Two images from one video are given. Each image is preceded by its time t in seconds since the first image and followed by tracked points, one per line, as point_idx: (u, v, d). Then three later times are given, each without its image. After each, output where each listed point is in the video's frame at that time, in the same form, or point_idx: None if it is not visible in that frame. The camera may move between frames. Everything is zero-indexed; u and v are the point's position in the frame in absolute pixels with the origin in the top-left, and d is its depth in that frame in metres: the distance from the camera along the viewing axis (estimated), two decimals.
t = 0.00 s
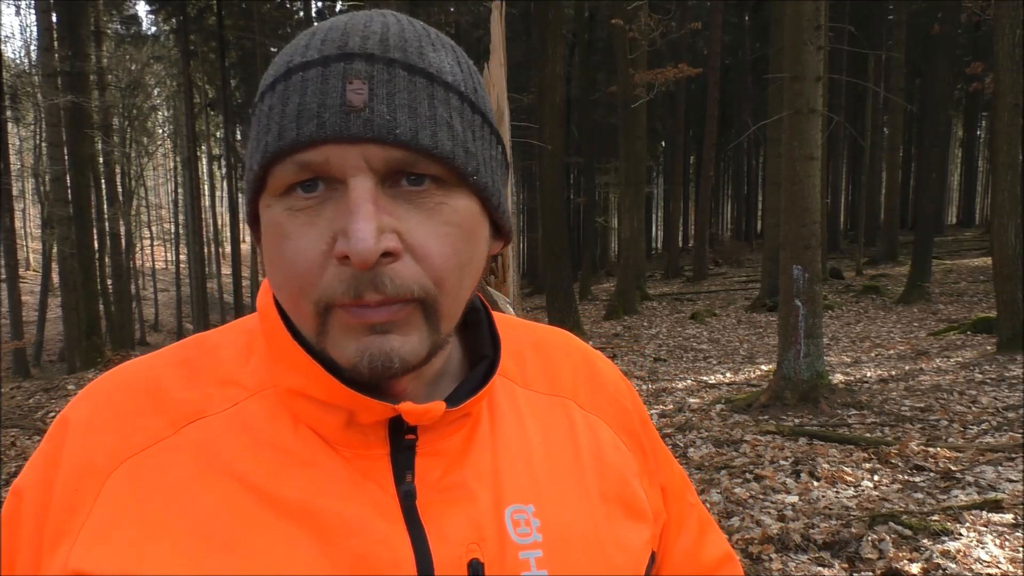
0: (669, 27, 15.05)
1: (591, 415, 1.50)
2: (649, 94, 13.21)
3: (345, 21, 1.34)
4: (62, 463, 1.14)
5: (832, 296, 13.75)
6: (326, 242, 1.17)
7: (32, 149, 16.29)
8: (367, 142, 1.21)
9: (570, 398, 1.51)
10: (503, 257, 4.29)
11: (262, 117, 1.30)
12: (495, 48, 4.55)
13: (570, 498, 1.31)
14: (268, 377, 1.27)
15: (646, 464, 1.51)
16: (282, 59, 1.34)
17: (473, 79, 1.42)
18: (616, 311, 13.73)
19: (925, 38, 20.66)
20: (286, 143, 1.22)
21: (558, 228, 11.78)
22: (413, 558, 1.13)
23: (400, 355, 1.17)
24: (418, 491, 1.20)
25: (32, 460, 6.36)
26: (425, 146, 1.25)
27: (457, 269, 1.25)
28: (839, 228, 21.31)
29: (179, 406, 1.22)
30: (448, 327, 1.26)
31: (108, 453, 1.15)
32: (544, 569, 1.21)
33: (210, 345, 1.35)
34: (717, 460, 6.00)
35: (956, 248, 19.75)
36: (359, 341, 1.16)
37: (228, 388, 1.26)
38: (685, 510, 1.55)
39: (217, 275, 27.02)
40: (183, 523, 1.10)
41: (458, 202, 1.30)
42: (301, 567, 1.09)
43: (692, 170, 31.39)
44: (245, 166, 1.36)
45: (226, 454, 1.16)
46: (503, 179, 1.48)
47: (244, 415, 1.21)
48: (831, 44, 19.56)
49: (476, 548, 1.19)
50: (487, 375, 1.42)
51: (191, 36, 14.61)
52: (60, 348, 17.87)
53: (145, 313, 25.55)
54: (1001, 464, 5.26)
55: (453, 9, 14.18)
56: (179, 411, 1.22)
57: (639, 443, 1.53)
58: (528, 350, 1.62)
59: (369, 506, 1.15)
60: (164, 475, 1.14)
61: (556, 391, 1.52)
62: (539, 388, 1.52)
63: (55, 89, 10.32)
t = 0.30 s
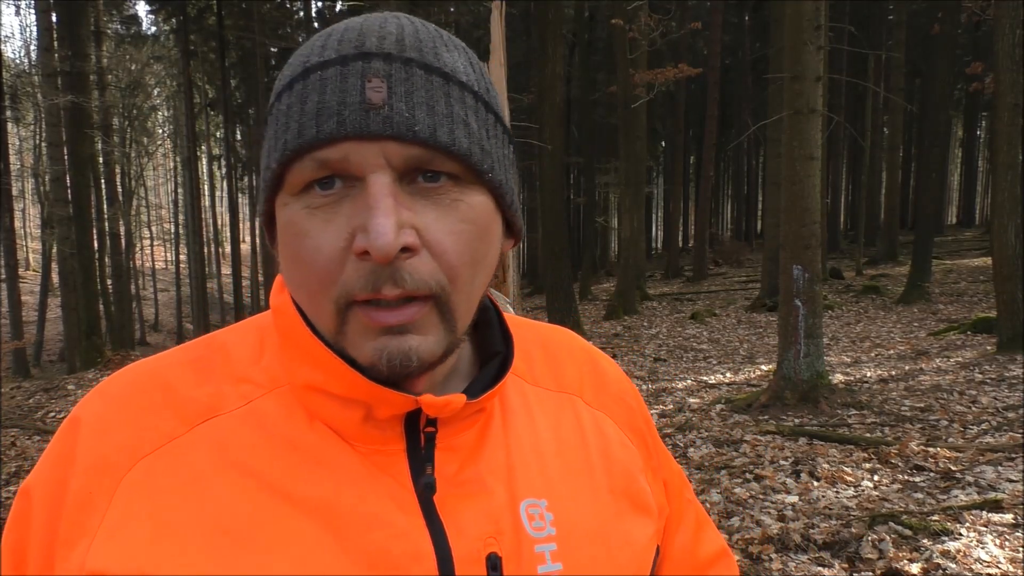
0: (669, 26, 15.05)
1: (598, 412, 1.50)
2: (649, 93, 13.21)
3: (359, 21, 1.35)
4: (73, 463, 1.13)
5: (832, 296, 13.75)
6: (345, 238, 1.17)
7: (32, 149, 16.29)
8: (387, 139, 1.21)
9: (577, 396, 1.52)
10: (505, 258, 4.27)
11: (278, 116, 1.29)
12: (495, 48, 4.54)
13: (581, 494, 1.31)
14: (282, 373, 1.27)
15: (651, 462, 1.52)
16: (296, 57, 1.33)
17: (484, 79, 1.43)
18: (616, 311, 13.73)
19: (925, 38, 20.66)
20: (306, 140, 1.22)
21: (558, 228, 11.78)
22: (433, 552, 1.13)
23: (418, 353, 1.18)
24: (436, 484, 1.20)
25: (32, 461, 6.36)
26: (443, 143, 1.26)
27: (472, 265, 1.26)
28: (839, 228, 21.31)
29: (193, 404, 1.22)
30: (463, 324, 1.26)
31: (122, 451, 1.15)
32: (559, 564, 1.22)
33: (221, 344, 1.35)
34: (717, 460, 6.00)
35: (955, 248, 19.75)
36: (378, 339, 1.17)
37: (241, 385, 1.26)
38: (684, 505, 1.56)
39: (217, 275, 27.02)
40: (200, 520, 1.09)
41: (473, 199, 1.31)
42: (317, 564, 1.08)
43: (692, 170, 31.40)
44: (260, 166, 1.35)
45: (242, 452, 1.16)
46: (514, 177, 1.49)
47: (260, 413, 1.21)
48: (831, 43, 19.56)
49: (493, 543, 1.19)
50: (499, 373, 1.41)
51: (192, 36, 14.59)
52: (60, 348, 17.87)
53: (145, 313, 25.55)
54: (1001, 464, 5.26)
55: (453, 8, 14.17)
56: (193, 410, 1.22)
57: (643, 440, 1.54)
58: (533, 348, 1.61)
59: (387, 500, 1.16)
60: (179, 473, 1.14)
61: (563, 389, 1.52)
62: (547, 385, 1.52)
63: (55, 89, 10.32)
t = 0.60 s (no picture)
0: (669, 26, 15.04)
1: (608, 410, 1.49)
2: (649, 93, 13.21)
3: (319, 31, 1.30)
4: (83, 472, 1.14)
5: (832, 296, 13.75)
6: (328, 262, 1.17)
7: (32, 149, 16.30)
8: (358, 162, 1.20)
9: (586, 394, 1.51)
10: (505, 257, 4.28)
11: (251, 142, 1.28)
12: (495, 48, 4.54)
13: (591, 493, 1.31)
14: (286, 376, 1.27)
15: (661, 460, 1.51)
16: (262, 77, 1.30)
17: (457, 71, 1.38)
18: (616, 311, 13.73)
19: (925, 38, 20.65)
20: (276, 171, 1.22)
21: (558, 228, 11.78)
22: (439, 557, 1.13)
23: (416, 365, 1.17)
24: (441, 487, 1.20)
25: (32, 461, 6.36)
26: (415, 157, 1.23)
27: (464, 269, 1.25)
28: (839, 228, 21.31)
29: (198, 409, 1.22)
30: (460, 330, 1.26)
31: (130, 458, 1.15)
32: (566, 567, 1.21)
33: (227, 347, 1.35)
34: (717, 460, 6.00)
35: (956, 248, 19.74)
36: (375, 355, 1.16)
37: (245, 389, 1.26)
38: (697, 505, 1.55)
39: (217, 275, 27.02)
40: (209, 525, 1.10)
41: (455, 205, 1.29)
42: (328, 565, 1.09)
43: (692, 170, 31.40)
44: (240, 191, 1.35)
45: (249, 455, 1.17)
46: (500, 168, 1.46)
47: (264, 417, 1.22)
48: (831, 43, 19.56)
49: (499, 546, 1.19)
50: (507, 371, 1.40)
51: (191, 36, 14.59)
52: (60, 348, 17.89)
53: (146, 313, 25.56)
54: (1001, 464, 5.26)
55: (453, 9, 14.18)
56: (199, 414, 1.22)
57: (655, 438, 1.53)
58: (542, 346, 1.61)
59: (390, 504, 1.15)
60: (187, 476, 1.14)
61: (572, 387, 1.52)
62: (556, 383, 1.52)
63: (55, 89, 10.33)
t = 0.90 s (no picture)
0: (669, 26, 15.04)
1: (617, 410, 1.49)
2: (649, 93, 13.21)
3: (343, 25, 1.31)
4: (90, 467, 1.16)
5: (832, 296, 13.75)
6: (334, 258, 1.18)
7: (32, 149, 16.31)
8: (369, 157, 1.20)
9: (595, 394, 1.51)
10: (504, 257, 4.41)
11: (264, 132, 1.29)
12: (494, 48, 4.56)
13: (596, 495, 1.31)
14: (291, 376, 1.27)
15: (673, 461, 1.50)
16: (281, 67, 1.32)
17: (478, 76, 1.39)
18: (616, 311, 13.73)
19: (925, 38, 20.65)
20: (286, 160, 1.22)
21: (559, 228, 11.78)
22: (439, 559, 1.13)
23: (414, 366, 1.18)
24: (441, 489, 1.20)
25: (32, 461, 6.36)
26: (428, 157, 1.23)
27: (467, 275, 1.25)
28: (839, 228, 21.31)
29: (203, 407, 1.22)
30: (461, 334, 1.26)
31: (137, 454, 1.16)
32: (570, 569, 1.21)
33: (235, 346, 1.35)
34: (717, 460, 6.01)
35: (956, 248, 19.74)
36: (373, 355, 1.17)
37: (251, 389, 1.26)
38: (712, 509, 1.54)
39: (217, 275, 27.02)
40: (212, 524, 1.10)
41: (466, 208, 1.29)
42: (329, 567, 1.09)
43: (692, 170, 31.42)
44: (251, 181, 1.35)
45: (253, 455, 1.17)
46: (513, 176, 1.47)
47: (268, 416, 1.22)
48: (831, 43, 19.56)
49: (501, 549, 1.19)
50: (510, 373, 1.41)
51: (191, 36, 14.57)
52: (60, 348, 17.88)
53: (145, 313, 25.57)
54: (1001, 464, 5.26)
55: (452, 8, 14.18)
56: (205, 412, 1.22)
57: (666, 439, 1.52)
58: (551, 345, 1.61)
59: (390, 505, 1.15)
60: (188, 474, 1.14)
61: (579, 387, 1.51)
62: (562, 383, 1.52)
63: (55, 89, 10.34)
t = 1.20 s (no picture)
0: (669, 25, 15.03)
1: (620, 412, 1.49)
2: (649, 93, 13.21)
3: (338, 26, 1.31)
4: (94, 470, 1.16)
5: (832, 296, 13.74)
6: (302, 265, 1.17)
7: (32, 149, 16.32)
8: (334, 166, 1.18)
9: (601, 396, 1.51)
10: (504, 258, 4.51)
11: (251, 134, 1.31)
12: (495, 47, 4.58)
13: (599, 497, 1.30)
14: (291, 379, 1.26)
15: (676, 462, 1.51)
16: (281, 65, 1.33)
17: (472, 82, 1.35)
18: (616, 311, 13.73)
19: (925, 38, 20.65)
20: (259, 165, 1.23)
21: (558, 228, 11.79)
22: (440, 562, 1.13)
23: (378, 377, 1.15)
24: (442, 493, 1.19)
25: (32, 461, 6.36)
26: (394, 170, 1.20)
27: (442, 290, 1.21)
28: (839, 228, 21.31)
29: (206, 411, 1.22)
30: (436, 350, 1.22)
31: (138, 458, 1.16)
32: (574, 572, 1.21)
33: (237, 349, 1.35)
34: (717, 460, 6.01)
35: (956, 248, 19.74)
36: (342, 364, 1.15)
37: (253, 392, 1.25)
38: (714, 508, 1.55)
39: (217, 275, 27.03)
40: (214, 528, 1.10)
41: (443, 222, 1.25)
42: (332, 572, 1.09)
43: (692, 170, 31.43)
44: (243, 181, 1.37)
45: (255, 459, 1.16)
46: (506, 190, 1.41)
47: (270, 420, 1.21)
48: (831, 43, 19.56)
49: (503, 553, 1.18)
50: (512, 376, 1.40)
51: (191, 36, 14.58)
52: (60, 348, 17.87)
53: (146, 313, 25.58)
54: (1001, 464, 5.25)
55: (452, 8, 14.20)
56: (206, 416, 1.22)
57: (670, 440, 1.53)
58: (557, 346, 1.61)
59: (394, 509, 1.15)
60: (189, 479, 1.14)
61: (585, 388, 1.52)
62: (568, 384, 1.52)
63: (55, 89, 10.37)
